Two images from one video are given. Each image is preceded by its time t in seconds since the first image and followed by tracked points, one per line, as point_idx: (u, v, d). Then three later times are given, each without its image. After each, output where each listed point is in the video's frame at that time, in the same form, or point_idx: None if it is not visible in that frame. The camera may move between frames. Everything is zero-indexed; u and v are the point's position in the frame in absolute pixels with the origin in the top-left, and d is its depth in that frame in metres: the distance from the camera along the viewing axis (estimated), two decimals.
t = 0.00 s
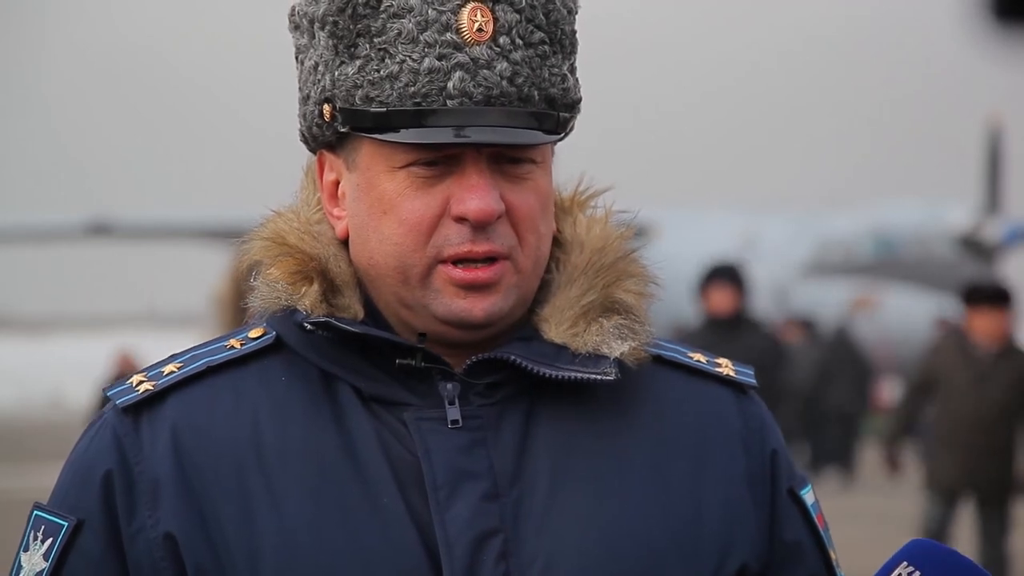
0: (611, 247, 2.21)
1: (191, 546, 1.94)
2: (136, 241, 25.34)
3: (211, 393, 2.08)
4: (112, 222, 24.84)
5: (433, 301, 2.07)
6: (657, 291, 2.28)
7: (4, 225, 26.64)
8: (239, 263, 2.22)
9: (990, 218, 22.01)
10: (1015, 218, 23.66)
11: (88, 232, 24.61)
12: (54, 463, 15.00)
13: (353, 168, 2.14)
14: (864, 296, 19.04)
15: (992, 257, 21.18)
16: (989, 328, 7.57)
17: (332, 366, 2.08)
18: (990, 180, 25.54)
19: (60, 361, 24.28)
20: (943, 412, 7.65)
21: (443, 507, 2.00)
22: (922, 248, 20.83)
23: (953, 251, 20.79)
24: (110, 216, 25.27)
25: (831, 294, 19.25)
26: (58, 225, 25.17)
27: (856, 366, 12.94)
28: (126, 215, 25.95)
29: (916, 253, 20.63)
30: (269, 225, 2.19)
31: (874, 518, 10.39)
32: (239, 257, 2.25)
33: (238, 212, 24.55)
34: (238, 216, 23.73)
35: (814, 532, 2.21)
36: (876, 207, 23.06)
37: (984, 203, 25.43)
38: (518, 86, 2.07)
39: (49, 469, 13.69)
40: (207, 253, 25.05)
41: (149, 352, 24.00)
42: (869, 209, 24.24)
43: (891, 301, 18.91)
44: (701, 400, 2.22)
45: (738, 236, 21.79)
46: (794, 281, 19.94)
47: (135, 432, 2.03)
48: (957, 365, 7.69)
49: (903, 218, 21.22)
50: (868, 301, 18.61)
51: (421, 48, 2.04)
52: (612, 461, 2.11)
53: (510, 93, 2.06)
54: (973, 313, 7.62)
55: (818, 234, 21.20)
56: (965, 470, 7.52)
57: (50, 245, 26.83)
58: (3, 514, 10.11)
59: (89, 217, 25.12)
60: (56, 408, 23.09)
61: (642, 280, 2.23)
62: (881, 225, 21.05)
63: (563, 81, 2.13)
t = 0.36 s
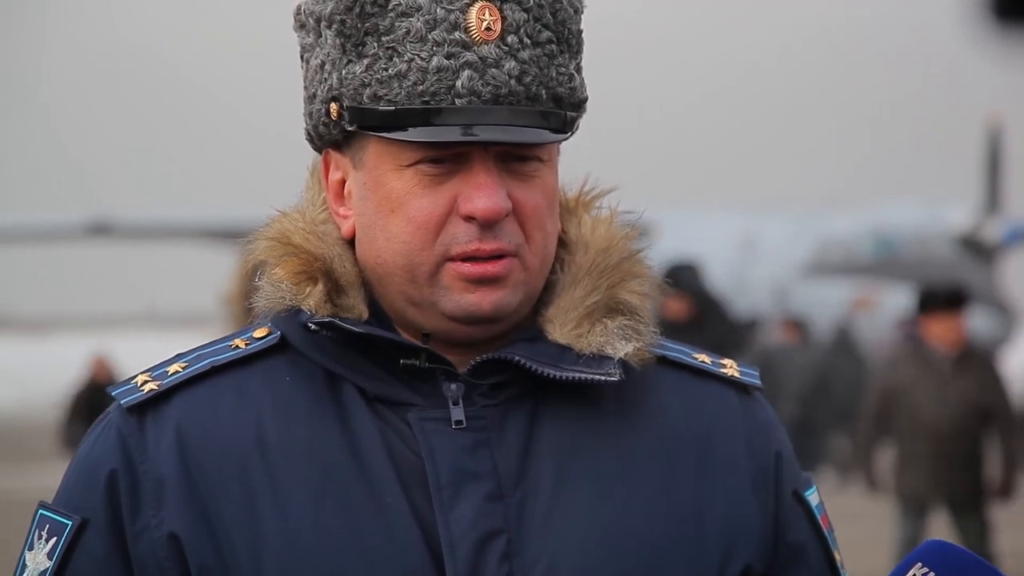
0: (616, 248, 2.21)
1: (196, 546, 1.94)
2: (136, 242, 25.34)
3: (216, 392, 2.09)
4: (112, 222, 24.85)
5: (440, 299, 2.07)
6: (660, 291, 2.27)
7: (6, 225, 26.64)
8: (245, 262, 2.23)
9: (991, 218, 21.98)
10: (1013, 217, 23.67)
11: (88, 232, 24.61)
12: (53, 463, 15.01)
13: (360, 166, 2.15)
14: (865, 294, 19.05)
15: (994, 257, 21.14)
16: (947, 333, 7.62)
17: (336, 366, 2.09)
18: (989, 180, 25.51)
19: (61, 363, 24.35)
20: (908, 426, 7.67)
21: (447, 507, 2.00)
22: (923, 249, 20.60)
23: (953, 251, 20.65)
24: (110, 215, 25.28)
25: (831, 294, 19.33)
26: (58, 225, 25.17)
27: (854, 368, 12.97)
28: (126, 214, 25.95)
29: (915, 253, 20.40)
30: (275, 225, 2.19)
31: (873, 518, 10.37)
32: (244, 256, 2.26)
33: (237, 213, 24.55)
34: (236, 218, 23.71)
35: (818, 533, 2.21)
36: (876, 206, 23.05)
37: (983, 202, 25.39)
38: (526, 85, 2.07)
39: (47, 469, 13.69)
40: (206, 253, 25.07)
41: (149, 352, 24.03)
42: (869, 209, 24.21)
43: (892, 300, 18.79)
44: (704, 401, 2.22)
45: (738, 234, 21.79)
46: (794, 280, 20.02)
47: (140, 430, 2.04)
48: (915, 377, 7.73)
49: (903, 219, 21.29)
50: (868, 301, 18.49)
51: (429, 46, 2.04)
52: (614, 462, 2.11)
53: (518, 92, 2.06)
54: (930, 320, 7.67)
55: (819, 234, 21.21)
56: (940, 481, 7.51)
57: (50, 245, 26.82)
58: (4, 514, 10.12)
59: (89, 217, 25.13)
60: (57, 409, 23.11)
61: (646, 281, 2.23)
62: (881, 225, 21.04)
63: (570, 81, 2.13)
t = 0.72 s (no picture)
0: (620, 249, 2.21)
1: (201, 546, 1.94)
2: (136, 241, 25.31)
3: (221, 391, 2.09)
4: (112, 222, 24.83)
5: (450, 299, 2.07)
6: (664, 292, 2.27)
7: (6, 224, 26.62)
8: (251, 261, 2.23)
9: (991, 218, 21.93)
10: (1013, 218, 23.73)
11: (88, 231, 24.58)
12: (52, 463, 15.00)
13: (369, 166, 2.15)
14: (864, 297, 18.99)
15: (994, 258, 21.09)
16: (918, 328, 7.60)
17: (342, 365, 2.09)
18: (990, 180, 25.44)
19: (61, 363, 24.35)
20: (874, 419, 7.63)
21: (452, 506, 2.00)
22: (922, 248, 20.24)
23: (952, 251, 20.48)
24: (109, 215, 25.28)
25: (830, 297, 19.42)
26: (57, 224, 25.15)
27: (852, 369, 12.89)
28: (125, 214, 25.96)
29: (915, 253, 20.12)
30: (280, 224, 2.19)
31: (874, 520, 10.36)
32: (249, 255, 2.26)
33: (238, 213, 24.52)
34: (236, 219, 23.68)
35: (820, 535, 2.21)
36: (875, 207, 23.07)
37: (983, 202, 25.32)
38: (538, 85, 2.07)
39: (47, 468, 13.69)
40: (205, 253, 25.08)
41: (148, 353, 24.03)
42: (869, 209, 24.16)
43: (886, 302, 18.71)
44: (709, 403, 2.22)
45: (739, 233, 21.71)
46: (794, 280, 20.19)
47: (145, 429, 2.04)
48: (886, 367, 7.66)
49: (902, 217, 20.63)
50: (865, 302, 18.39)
51: (441, 46, 2.04)
52: (619, 462, 2.11)
53: (530, 92, 2.06)
54: (901, 314, 7.64)
55: (817, 234, 21.09)
56: (909, 472, 7.39)
57: (50, 244, 26.79)
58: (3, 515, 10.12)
59: (89, 216, 25.10)
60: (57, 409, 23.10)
61: (651, 282, 2.23)
62: (880, 225, 20.42)
63: (580, 81, 2.13)
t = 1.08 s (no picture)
0: (622, 248, 2.20)
1: (206, 547, 1.94)
2: (136, 241, 25.28)
3: (223, 391, 2.08)
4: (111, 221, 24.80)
5: (463, 299, 2.06)
6: (666, 291, 2.27)
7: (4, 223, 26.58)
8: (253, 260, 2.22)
9: (990, 218, 21.94)
10: (1013, 217, 23.76)
11: (87, 231, 24.55)
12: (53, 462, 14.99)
13: (379, 165, 2.14)
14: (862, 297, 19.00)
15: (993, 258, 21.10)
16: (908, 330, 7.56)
17: (345, 365, 2.08)
18: (990, 181, 25.44)
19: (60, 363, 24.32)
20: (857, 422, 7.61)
21: (458, 507, 1.99)
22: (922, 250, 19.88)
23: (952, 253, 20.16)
24: (107, 215, 25.27)
25: (830, 297, 19.45)
26: (56, 224, 25.12)
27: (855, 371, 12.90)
28: (123, 214, 25.94)
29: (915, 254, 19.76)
30: (282, 224, 2.19)
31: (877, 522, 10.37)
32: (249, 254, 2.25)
33: (237, 212, 24.49)
34: (235, 219, 23.67)
35: (822, 534, 2.22)
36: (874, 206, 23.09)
37: (983, 203, 25.32)
38: (554, 85, 2.08)
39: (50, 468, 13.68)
40: (203, 254, 25.10)
41: (147, 353, 24.04)
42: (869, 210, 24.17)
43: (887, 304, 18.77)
44: (712, 402, 2.22)
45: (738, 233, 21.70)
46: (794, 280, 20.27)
47: (147, 431, 2.03)
48: (870, 370, 7.60)
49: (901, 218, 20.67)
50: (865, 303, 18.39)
51: (459, 45, 2.03)
52: (624, 463, 2.10)
53: (547, 92, 2.07)
54: (893, 314, 7.58)
55: (818, 235, 21.08)
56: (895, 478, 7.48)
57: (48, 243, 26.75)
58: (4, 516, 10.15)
59: (88, 215, 25.07)
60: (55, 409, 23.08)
61: (652, 281, 2.23)
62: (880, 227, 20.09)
63: (592, 82, 2.14)
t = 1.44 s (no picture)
0: (621, 248, 2.20)
1: (208, 551, 1.93)
2: (136, 242, 25.27)
3: (222, 394, 2.07)
4: (111, 222, 24.80)
5: (465, 298, 2.05)
6: (666, 292, 2.27)
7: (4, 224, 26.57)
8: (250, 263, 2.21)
9: (990, 218, 21.97)
10: (1012, 217, 23.78)
11: (87, 232, 24.54)
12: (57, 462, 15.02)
13: (381, 164, 2.13)
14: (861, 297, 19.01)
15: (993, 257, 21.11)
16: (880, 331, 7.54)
17: (346, 368, 2.07)
18: (991, 182, 25.48)
19: (61, 364, 24.34)
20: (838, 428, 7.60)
21: (462, 510, 1.98)
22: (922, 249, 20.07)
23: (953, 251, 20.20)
24: (107, 215, 25.27)
25: (828, 296, 19.48)
26: (56, 225, 25.13)
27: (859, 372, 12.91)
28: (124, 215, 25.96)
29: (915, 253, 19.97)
30: (279, 225, 2.18)
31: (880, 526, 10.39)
32: (247, 257, 2.24)
33: (238, 212, 24.48)
34: (236, 220, 23.68)
35: (823, 534, 2.21)
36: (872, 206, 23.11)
37: (983, 203, 25.37)
38: (560, 84, 2.08)
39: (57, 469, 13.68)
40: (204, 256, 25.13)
41: (149, 353, 24.09)
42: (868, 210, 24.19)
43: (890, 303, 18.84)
44: (713, 402, 2.21)
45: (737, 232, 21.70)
46: (794, 279, 20.24)
47: (148, 436, 2.02)
48: (848, 372, 7.63)
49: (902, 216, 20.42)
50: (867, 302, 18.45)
51: (467, 42, 2.02)
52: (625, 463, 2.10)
53: (553, 90, 2.07)
54: (864, 317, 7.57)
55: (818, 234, 21.07)
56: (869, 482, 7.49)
57: (48, 245, 26.74)
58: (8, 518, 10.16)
59: (87, 216, 25.05)
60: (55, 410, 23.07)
61: (653, 281, 2.22)
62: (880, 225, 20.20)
63: (594, 81, 2.15)
